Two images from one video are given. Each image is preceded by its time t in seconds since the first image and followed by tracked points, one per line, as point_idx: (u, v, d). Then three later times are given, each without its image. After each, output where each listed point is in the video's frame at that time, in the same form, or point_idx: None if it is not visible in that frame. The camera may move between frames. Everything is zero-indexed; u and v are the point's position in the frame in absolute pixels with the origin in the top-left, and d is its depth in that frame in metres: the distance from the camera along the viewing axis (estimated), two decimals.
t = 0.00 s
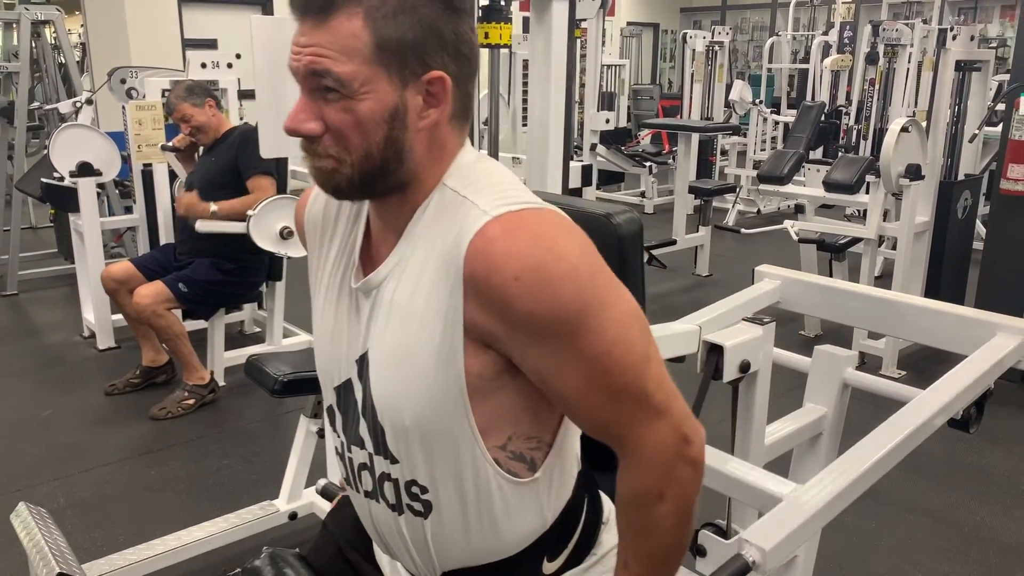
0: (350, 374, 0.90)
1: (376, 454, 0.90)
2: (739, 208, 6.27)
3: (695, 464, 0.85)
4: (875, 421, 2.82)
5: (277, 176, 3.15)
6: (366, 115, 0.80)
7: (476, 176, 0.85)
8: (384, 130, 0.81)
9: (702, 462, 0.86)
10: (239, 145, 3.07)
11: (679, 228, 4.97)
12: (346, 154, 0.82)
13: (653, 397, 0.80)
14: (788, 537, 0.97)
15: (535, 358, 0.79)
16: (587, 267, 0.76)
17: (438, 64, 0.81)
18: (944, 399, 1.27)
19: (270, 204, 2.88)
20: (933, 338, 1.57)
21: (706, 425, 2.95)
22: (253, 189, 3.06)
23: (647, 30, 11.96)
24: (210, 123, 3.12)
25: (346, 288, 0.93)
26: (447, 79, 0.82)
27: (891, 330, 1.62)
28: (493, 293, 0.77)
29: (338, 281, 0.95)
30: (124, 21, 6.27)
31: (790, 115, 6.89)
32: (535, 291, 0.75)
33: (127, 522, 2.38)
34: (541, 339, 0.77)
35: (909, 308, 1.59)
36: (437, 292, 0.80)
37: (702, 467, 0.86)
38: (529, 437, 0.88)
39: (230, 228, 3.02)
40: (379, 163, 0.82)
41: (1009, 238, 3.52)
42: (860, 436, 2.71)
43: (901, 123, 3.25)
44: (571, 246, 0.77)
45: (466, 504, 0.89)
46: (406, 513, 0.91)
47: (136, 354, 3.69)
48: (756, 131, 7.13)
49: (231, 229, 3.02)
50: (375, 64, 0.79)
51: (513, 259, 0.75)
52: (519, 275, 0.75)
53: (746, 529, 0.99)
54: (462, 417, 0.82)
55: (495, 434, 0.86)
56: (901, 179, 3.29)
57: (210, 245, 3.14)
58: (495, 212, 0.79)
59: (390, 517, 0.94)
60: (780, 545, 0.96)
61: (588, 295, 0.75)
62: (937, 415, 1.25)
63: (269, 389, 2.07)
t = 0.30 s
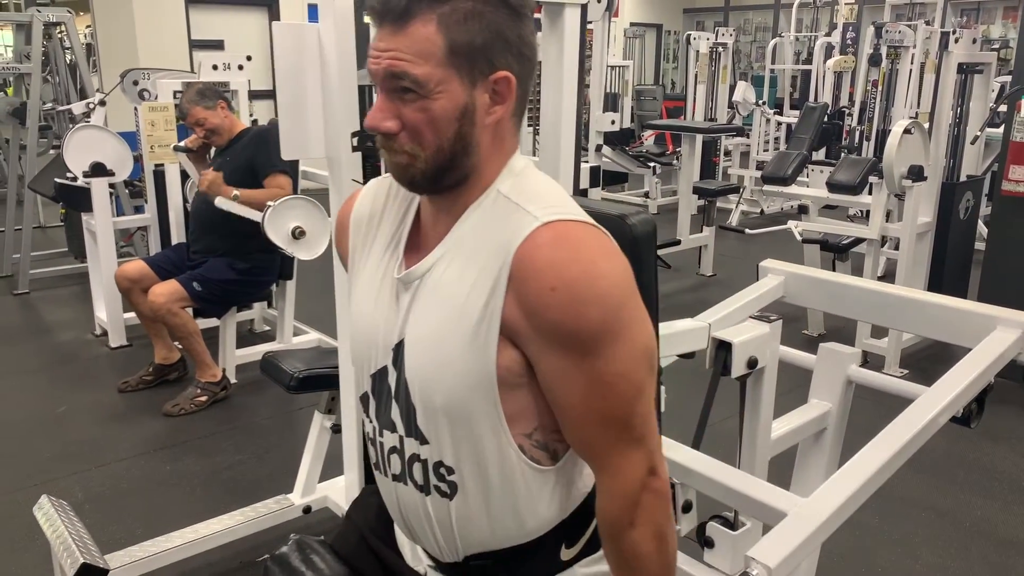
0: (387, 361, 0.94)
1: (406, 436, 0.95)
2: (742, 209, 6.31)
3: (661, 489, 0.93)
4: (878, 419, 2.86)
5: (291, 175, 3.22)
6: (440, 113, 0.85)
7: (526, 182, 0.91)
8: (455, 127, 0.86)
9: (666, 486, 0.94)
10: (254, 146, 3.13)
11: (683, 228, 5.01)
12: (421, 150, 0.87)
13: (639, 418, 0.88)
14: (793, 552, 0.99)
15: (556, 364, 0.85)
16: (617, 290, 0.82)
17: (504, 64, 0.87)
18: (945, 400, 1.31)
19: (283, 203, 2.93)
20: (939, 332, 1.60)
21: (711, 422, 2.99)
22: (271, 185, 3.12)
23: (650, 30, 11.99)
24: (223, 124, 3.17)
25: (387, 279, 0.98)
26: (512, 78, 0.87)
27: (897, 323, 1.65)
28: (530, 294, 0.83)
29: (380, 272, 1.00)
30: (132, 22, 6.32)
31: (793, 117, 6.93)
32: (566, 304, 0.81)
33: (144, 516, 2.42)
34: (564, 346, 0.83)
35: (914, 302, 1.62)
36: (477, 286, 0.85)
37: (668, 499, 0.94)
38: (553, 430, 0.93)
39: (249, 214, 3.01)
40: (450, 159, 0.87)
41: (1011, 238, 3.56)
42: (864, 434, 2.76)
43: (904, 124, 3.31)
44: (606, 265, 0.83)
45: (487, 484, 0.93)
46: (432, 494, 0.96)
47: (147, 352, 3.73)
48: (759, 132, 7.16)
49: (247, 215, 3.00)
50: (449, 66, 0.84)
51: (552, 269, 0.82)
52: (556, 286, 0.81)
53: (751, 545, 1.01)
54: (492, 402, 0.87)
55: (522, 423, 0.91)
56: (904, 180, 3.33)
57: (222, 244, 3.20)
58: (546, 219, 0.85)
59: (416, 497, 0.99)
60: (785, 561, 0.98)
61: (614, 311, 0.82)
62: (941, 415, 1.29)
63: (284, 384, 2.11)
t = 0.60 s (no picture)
0: (409, 351, 0.98)
1: (429, 423, 0.99)
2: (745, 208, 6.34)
3: (702, 458, 0.95)
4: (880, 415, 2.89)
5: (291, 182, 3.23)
6: (451, 123, 0.89)
7: (538, 180, 0.95)
8: (465, 135, 0.90)
9: (706, 455, 0.96)
10: (260, 147, 3.17)
11: (686, 227, 5.04)
12: (431, 158, 0.91)
13: (673, 392, 0.90)
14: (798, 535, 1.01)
15: (582, 345, 0.88)
16: (635, 269, 0.85)
17: (511, 74, 0.90)
18: (945, 395, 1.33)
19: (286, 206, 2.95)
20: (944, 330, 1.64)
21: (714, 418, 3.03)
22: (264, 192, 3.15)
23: (653, 30, 12.01)
24: (237, 123, 3.20)
25: (407, 271, 1.02)
26: (519, 87, 0.91)
27: (901, 322, 1.68)
28: (551, 280, 0.86)
29: (401, 265, 1.04)
30: (138, 22, 6.34)
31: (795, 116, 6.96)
32: (590, 284, 0.84)
33: (157, 510, 2.46)
34: (590, 326, 0.86)
35: (920, 301, 1.65)
36: (498, 277, 0.90)
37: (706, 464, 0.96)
38: (570, 416, 0.96)
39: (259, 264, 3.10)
40: (460, 166, 0.91)
41: (1013, 237, 3.59)
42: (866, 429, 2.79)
43: (906, 124, 3.36)
44: (624, 250, 0.86)
45: (507, 469, 0.96)
46: (453, 479, 1.00)
47: (157, 349, 3.77)
48: (761, 132, 7.19)
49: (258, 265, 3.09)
50: (457, 77, 0.88)
51: (573, 254, 0.85)
52: (580, 270, 0.84)
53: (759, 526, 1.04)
54: (511, 388, 0.91)
55: (541, 410, 0.94)
56: (906, 179, 3.37)
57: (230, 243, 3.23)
58: (561, 211, 0.89)
59: (437, 482, 1.03)
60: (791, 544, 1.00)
61: (636, 293, 0.85)
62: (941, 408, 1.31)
63: (296, 380, 2.14)
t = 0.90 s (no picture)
0: (412, 356, 1.01)
1: (436, 428, 1.01)
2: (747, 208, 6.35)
3: (766, 384, 0.90)
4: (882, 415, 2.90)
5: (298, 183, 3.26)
6: (428, 136, 0.91)
7: (524, 178, 0.96)
8: (445, 146, 0.93)
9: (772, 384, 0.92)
10: (264, 148, 3.18)
11: (688, 227, 5.05)
12: (412, 172, 0.93)
13: (708, 349, 0.87)
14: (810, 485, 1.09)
15: (606, 318, 0.87)
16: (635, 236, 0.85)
17: (484, 82, 0.92)
18: (952, 384, 1.35)
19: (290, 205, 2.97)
20: (946, 338, 1.65)
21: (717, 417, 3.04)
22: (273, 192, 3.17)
23: (654, 30, 12.01)
24: (241, 123, 3.21)
25: (407, 278, 1.04)
26: (494, 93, 0.93)
27: (903, 330, 1.69)
28: (558, 269, 0.87)
29: (399, 272, 1.06)
30: (140, 22, 6.35)
31: (797, 115, 6.96)
32: (599, 254, 0.84)
33: (163, 509, 2.47)
34: (606, 301, 0.86)
35: (923, 309, 1.66)
36: (501, 274, 0.91)
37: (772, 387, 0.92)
38: (576, 411, 0.98)
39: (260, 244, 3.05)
40: (441, 177, 0.93)
41: (1015, 237, 3.60)
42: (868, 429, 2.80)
43: (909, 124, 3.36)
44: (622, 218, 0.87)
45: (520, 470, 0.98)
46: (465, 483, 1.01)
47: (161, 349, 3.79)
48: (763, 131, 7.20)
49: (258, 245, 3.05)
50: (431, 89, 0.90)
51: (574, 235, 0.86)
52: (584, 248, 0.85)
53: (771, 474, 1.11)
54: (522, 389, 0.93)
55: (550, 408, 0.96)
56: (908, 179, 3.38)
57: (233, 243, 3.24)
58: (549, 205, 0.90)
59: (448, 487, 1.04)
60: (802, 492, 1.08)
61: (646, 247, 0.85)
62: (933, 401, 1.31)
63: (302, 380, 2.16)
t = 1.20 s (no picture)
0: (426, 358, 1.04)
1: (453, 430, 1.03)
2: (750, 208, 6.34)
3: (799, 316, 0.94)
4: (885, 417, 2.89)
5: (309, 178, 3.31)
6: (419, 147, 0.92)
7: (525, 184, 0.97)
8: (436, 158, 0.93)
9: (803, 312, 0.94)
10: (272, 148, 3.19)
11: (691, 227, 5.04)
12: (400, 183, 0.94)
13: (738, 285, 0.88)
14: (828, 449, 1.09)
15: (630, 300, 0.89)
16: (628, 221, 0.87)
17: (478, 95, 0.94)
18: (962, 379, 1.34)
19: (299, 202, 2.97)
20: (950, 348, 1.62)
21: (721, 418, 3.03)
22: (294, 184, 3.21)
23: (656, 29, 11.97)
24: (241, 127, 3.22)
25: (414, 284, 1.05)
26: (488, 108, 0.94)
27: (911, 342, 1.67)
28: (573, 273, 0.89)
29: (404, 280, 1.07)
30: (142, 21, 6.34)
31: (799, 115, 6.95)
32: (609, 246, 0.87)
33: (166, 511, 2.47)
34: (627, 286, 0.88)
35: (929, 319, 1.64)
36: (508, 278, 0.92)
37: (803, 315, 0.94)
38: (593, 406, 1.00)
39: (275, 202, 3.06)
40: (432, 189, 0.94)
41: (1018, 238, 3.60)
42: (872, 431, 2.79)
43: (913, 124, 3.36)
44: (622, 207, 0.90)
45: (537, 469, 1.00)
46: (478, 483, 1.03)
47: (163, 350, 3.78)
48: (765, 131, 7.19)
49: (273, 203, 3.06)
50: (424, 102, 0.91)
51: (581, 233, 0.88)
52: (594, 242, 0.87)
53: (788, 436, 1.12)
54: (537, 388, 0.94)
55: (565, 408, 0.98)
56: (912, 180, 3.38)
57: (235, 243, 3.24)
58: (551, 210, 0.92)
59: (461, 487, 1.06)
60: (819, 454, 1.08)
61: (651, 224, 0.87)
62: (933, 403, 1.28)
63: (306, 382, 2.15)
